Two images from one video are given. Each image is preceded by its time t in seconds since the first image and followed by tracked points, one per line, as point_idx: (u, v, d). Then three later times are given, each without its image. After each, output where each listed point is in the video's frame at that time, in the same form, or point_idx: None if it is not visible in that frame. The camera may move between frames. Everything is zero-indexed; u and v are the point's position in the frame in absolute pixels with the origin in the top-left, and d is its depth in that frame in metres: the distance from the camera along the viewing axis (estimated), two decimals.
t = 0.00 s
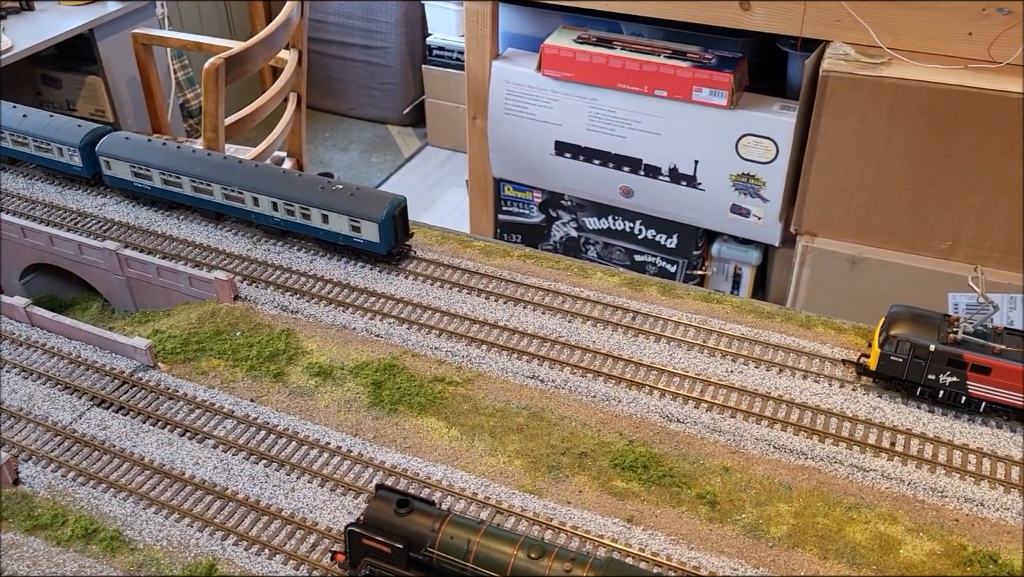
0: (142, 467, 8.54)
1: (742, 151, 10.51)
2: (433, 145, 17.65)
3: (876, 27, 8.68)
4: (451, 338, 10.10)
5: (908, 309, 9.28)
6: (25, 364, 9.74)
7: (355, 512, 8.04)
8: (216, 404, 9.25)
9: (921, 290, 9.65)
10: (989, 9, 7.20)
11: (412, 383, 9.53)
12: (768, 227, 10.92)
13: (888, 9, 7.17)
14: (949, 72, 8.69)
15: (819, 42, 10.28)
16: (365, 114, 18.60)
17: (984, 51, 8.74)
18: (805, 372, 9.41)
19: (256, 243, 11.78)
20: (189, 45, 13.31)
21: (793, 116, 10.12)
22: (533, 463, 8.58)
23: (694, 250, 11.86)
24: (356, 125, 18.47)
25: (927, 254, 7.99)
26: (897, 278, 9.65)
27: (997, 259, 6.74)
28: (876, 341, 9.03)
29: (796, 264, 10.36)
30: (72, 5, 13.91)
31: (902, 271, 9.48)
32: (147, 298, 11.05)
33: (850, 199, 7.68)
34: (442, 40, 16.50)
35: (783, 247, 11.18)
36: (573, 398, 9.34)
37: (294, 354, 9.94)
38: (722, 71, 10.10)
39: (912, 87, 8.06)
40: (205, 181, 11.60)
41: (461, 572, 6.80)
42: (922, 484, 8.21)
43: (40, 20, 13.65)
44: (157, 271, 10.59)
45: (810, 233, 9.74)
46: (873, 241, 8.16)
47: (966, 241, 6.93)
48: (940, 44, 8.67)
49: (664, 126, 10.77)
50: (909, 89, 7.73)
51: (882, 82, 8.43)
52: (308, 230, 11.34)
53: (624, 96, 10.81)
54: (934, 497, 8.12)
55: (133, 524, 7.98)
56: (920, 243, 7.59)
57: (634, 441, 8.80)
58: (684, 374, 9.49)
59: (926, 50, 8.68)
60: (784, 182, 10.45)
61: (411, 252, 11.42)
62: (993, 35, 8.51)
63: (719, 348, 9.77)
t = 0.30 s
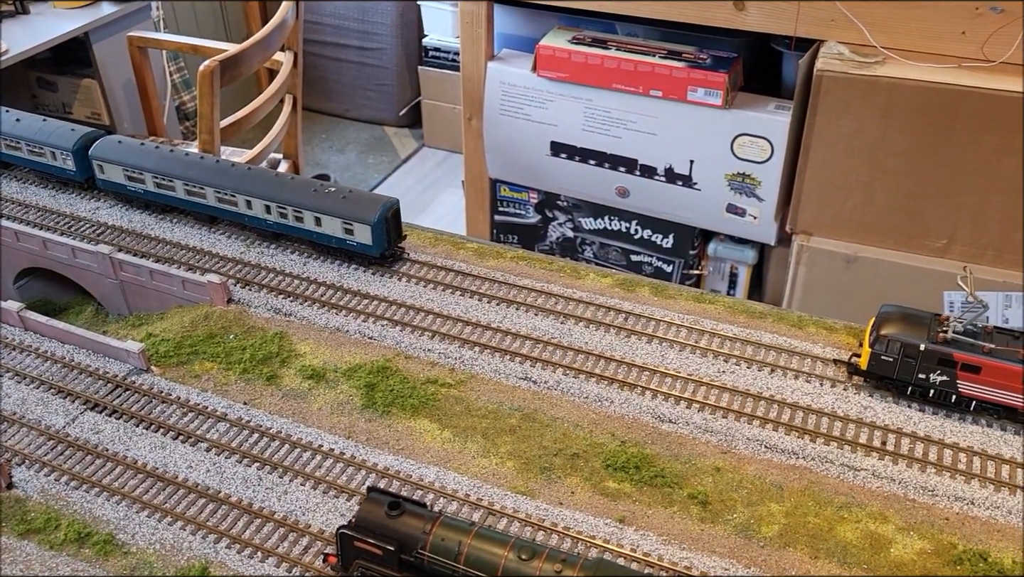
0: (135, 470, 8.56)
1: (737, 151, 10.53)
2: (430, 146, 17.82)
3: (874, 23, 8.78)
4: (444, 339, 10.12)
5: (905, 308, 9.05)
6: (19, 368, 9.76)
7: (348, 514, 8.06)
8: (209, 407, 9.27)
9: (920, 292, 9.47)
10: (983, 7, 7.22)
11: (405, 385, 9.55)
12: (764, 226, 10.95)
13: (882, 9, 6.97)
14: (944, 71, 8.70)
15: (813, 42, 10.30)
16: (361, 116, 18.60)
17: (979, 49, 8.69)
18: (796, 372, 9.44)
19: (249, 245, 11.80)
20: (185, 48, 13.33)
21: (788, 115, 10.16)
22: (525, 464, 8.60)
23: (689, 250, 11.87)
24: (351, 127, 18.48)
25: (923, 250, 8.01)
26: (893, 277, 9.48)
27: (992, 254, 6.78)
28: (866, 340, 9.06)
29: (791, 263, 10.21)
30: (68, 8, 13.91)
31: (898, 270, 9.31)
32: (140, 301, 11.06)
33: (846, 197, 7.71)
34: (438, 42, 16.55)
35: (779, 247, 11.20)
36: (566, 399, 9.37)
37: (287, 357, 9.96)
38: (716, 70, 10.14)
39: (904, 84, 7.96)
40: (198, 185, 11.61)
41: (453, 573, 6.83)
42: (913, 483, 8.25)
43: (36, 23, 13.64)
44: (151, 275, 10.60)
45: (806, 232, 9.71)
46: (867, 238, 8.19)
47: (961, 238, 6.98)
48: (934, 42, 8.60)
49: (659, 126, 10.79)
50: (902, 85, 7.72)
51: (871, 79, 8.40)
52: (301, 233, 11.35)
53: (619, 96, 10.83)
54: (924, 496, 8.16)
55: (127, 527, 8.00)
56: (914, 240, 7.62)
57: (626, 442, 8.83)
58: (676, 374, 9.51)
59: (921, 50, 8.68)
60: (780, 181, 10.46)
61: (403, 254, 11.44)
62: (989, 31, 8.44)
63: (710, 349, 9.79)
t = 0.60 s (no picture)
0: (123, 476, 8.54)
1: (730, 149, 10.52)
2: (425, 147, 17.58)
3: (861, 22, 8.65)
4: (434, 341, 10.12)
5: (869, 302, 9.12)
6: (7, 374, 9.73)
7: (337, 518, 8.06)
8: (197, 411, 9.25)
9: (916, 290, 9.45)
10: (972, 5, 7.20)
11: (394, 388, 9.54)
12: (757, 224, 10.94)
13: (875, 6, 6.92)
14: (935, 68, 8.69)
15: (804, 40, 10.29)
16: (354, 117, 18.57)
17: (970, 47, 8.45)
18: (785, 371, 9.44)
19: (238, 249, 11.79)
20: (176, 51, 13.28)
21: (780, 113, 10.14)
22: (513, 466, 8.60)
23: (684, 249, 11.86)
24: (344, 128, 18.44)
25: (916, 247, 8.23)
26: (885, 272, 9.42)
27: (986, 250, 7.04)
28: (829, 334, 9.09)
29: (785, 261, 10.17)
30: (59, 11, 13.83)
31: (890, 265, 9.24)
32: (130, 305, 11.04)
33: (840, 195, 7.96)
34: (430, 42, 16.49)
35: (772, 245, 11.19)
36: (555, 400, 9.36)
37: (276, 361, 9.95)
38: (709, 69, 10.11)
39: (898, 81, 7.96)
40: (186, 188, 11.61)
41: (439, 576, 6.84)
42: (900, 481, 8.26)
43: (27, 26, 13.56)
44: (140, 279, 10.58)
45: (800, 228, 9.78)
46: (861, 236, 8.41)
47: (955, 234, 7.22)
48: (925, 40, 8.55)
49: (652, 125, 10.77)
50: (896, 84, 7.92)
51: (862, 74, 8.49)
52: (290, 236, 11.35)
53: (611, 95, 10.80)
54: (912, 494, 8.17)
55: (114, 533, 7.98)
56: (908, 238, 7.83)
57: (615, 443, 8.83)
58: (665, 374, 9.51)
59: (911, 47, 8.67)
60: (772, 179, 10.46)
61: (393, 256, 11.43)
62: (981, 27, 8.32)
63: (699, 348, 9.79)
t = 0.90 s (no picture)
0: (109, 481, 8.44)
1: (725, 147, 10.43)
2: (419, 146, 17.39)
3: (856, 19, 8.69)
4: (424, 343, 10.02)
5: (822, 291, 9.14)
6: None
7: (325, 522, 7.97)
8: (185, 415, 9.15)
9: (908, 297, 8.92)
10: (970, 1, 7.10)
11: (384, 390, 9.45)
12: (752, 221, 10.85)
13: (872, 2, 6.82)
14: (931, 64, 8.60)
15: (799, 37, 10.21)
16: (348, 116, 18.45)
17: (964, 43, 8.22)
18: (778, 371, 9.37)
19: (227, 250, 11.68)
20: (168, 50, 13.16)
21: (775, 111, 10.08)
22: (504, 468, 8.51)
23: (680, 247, 11.77)
24: (337, 127, 18.32)
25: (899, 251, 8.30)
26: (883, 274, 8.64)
27: (981, 245, 7.35)
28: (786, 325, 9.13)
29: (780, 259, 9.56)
30: (49, 10, 13.66)
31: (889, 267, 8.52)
32: (117, 308, 10.93)
33: (837, 188, 8.19)
34: (425, 40, 16.42)
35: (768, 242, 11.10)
36: (546, 401, 9.28)
37: (265, 363, 9.85)
38: (703, 67, 10.05)
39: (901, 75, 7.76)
40: (174, 189, 11.52)
41: None
42: (894, 481, 8.18)
43: (17, 26, 13.42)
44: (127, 281, 10.47)
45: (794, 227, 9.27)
46: (851, 232, 8.46)
47: (948, 232, 7.45)
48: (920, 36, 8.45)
49: (646, 123, 10.66)
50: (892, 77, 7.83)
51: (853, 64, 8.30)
52: (279, 237, 11.25)
53: (606, 93, 10.69)
54: (906, 494, 8.10)
55: (100, 539, 7.88)
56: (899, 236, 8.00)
57: (607, 444, 8.75)
58: (658, 374, 9.43)
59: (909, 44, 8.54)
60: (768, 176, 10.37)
61: (383, 257, 11.34)
62: (975, 23, 8.12)
63: (692, 348, 9.71)
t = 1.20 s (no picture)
0: (105, 485, 8.43)
1: (719, 145, 10.43)
2: (414, 147, 17.46)
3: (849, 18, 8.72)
4: (420, 345, 10.02)
5: (781, 284, 9.31)
6: None
7: (321, 525, 7.97)
8: (180, 419, 9.15)
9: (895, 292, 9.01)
10: None
11: (379, 392, 9.45)
12: (748, 220, 10.86)
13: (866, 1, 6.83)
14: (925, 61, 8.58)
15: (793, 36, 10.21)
16: (343, 118, 18.42)
17: (957, 40, 8.35)
18: (773, 369, 9.39)
19: (222, 253, 11.68)
20: (162, 54, 13.14)
21: (769, 109, 10.08)
22: (500, 469, 8.52)
23: (675, 246, 11.80)
24: (333, 129, 18.29)
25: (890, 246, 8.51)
26: (881, 267, 8.67)
27: (975, 240, 7.91)
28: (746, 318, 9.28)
29: (776, 256, 9.45)
30: (42, 14, 13.64)
31: (887, 259, 8.52)
32: (112, 312, 10.92)
33: (830, 185, 8.37)
34: (421, 41, 16.47)
35: (763, 241, 11.12)
36: (542, 402, 9.29)
37: (260, 366, 9.85)
38: (697, 66, 10.03)
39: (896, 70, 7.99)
40: (168, 193, 11.50)
41: None
42: (890, 479, 8.19)
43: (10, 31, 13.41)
44: (122, 285, 10.46)
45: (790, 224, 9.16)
46: (845, 230, 8.67)
47: (942, 228, 7.96)
48: (913, 33, 8.46)
49: (641, 122, 10.66)
50: (886, 75, 7.91)
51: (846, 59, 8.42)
52: (274, 240, 11.26)
53: (600, 93, 10.69)
54: (901, 492, 8.12)
55: (96, 544, 7.88)
56: (892, 233, 8.37)
57: (602, 444, 8.75)
58: (653, 374, 9.44)
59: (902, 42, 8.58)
60: (762, 174, 10.37)
61: (378, 259, 11.33)
62: (969, 19, 8.17)
63: (687, 347, 9.72)
